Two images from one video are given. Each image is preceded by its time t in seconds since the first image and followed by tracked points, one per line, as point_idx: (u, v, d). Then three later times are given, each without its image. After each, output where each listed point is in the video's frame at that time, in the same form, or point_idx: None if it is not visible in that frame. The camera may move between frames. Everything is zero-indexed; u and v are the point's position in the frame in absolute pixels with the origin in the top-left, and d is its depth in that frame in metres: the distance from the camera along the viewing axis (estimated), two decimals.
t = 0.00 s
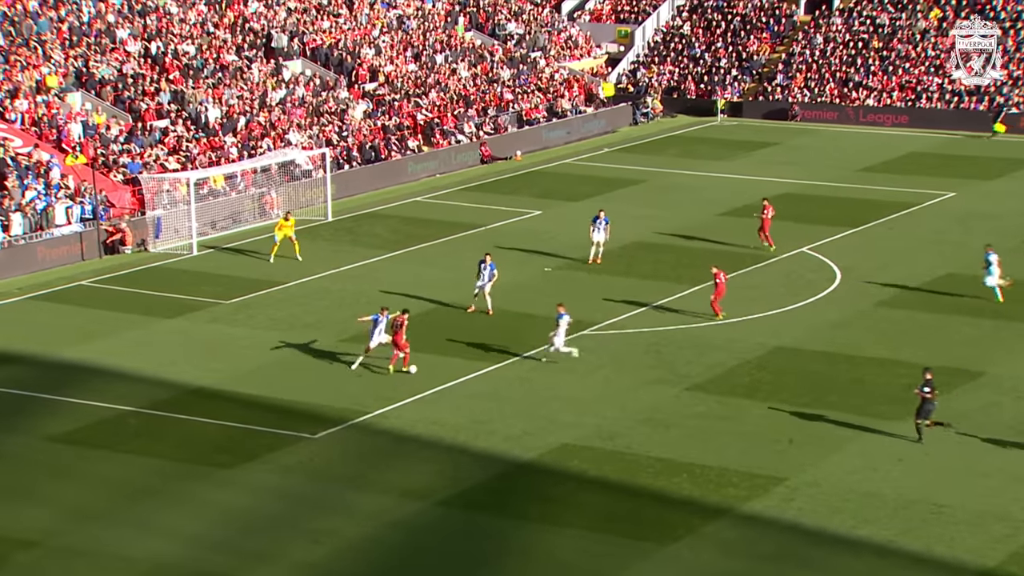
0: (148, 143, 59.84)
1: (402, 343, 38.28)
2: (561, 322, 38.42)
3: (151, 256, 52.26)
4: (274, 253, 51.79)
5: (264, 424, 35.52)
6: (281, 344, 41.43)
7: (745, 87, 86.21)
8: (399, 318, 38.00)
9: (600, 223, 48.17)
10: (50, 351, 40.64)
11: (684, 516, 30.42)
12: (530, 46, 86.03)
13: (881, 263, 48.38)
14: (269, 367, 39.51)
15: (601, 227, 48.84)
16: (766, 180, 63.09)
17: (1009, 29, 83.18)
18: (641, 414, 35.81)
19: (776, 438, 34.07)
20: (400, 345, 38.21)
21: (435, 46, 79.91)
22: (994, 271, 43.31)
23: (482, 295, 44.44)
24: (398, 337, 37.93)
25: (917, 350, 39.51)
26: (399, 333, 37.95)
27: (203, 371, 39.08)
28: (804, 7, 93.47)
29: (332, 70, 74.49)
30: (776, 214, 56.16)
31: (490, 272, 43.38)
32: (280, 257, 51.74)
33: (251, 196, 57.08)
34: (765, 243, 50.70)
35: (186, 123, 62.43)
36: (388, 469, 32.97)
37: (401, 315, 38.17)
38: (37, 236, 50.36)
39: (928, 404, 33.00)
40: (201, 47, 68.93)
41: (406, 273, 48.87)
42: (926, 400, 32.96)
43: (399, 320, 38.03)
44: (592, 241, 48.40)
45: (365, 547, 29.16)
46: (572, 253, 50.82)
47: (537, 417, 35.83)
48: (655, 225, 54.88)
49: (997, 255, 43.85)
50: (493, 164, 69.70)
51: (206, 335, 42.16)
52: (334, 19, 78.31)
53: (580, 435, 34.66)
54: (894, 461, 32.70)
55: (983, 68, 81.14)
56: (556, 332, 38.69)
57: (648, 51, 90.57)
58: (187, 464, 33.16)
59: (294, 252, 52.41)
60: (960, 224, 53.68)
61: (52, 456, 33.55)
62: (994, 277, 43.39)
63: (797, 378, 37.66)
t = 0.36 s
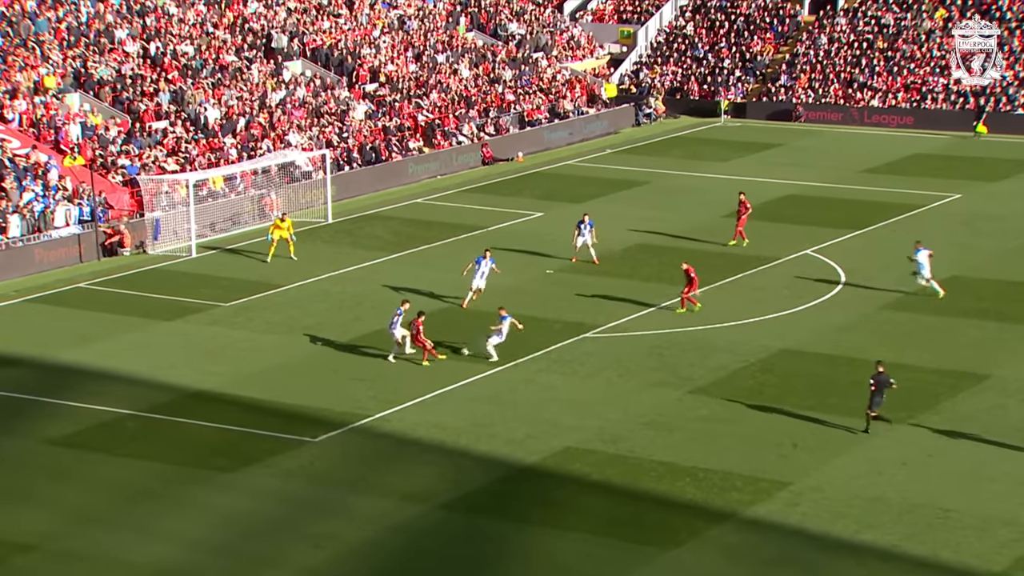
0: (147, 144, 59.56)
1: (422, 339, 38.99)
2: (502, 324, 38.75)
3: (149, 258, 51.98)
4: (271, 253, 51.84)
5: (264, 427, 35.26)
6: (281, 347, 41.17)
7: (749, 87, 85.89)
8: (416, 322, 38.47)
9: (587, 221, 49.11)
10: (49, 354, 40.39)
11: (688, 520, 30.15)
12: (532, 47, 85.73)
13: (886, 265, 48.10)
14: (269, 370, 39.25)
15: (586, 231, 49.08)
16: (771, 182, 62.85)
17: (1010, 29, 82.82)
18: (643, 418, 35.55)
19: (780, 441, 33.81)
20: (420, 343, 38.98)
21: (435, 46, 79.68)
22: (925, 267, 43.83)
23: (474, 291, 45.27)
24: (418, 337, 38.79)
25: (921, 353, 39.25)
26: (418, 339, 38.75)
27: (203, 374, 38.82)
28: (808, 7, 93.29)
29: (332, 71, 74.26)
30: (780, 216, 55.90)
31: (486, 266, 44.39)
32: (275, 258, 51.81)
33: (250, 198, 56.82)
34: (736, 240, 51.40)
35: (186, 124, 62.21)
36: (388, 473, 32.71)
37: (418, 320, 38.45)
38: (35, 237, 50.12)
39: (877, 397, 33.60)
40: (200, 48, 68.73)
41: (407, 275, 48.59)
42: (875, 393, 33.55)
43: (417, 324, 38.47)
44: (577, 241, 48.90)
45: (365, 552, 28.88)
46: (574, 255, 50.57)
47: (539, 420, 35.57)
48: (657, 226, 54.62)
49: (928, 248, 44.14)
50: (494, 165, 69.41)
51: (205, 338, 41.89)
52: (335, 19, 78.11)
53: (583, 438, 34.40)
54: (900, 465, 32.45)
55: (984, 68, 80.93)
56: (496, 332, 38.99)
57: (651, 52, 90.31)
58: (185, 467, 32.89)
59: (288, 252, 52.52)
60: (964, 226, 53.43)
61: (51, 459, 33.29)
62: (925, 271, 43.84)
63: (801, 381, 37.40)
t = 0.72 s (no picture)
0: (146, 146, 59.35)
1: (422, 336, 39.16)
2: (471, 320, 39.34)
3: (149, 261, 51.74)
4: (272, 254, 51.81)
5: (264, 431, 35.01)
6: (281, 350, 40.93)
7: (754, 88, 85.96)
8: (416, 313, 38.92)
9: (584, 224, 48.87)
10: (47, 357, 40.13)
11: (691, 524, 29.88)
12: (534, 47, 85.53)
13: (890, 268, 47.88)
14: (269, 373, 39.01)
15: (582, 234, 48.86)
16: (776, 184, 62.55)
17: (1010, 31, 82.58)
18: (646, 421, 35.30)
19: (784, 445, 33.56)
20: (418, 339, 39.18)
21: (436, 47, 79.50)
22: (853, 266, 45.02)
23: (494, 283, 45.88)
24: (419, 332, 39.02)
25: (926, 356, 39.00)
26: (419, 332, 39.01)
27: (202, 377, 38.57)
28: (813, 7, 93.12)
29: (333, 72, 74.07)
30: (783, 218, 55.66)
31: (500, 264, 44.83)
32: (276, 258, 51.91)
33: (250, 200, 56.54)
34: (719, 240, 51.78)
35: (185, 126, 62.00)
36: (390, 477, 32.45)
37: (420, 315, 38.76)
38: (33, 240, 49.86)
39: (841, 391, 33.92)
40: (200, 49, 68.47)
41: (408, 278, 48.37)
42: (840, 386, 33.86)
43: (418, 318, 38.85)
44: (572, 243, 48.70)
45: (367, 556, 28.62)
46: (577, 258, 50.32)
47: (541, 424, 35.33)
48: (660, 228, 54.42)
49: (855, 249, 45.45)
50: (495, 167, 69.19)
51: (205, 341, 41.64)
52: (336, 19, 77.87)
53: (585, 442, 34.14)
54: (905, 469, 32.19)
55: (985, 68, 80.69)
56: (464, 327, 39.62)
57: (653, 53, 90.00)
58: (185, 471, 32.63)
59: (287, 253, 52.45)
60: (969, 228, 53.19)
61: (49, 463, 33.03)
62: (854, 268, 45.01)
63: (805, 385, 37.15)
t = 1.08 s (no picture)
0: (150, 147, 59.17)
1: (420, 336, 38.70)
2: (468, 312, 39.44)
3: (152, 264, 51.50)
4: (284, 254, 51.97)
5: (268, 435, 34.72)
6: (285, 354, 40.66)
7: (763, 90, 85.85)
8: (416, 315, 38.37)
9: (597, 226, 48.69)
10: (49, 361, 39.88)
11: (699, 530, 29.57)
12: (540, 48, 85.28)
13: (899, 271, 47.55)
14: (272, 377, 38.73)
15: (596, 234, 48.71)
16: (785, 186, 62.25)
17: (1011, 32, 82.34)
18: (653, 426, 34.99)
19: (793, 450, 33.24)
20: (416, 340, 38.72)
21: (441, 48, 79.27)
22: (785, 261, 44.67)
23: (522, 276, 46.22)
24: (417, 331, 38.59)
25: (935, 360, 38.69)
26: (418, 330, 38.48)
27: (205, 381, 38.29)
28: (822, 8, 92.85)
29: (337, 73, 73.86)
30: (791, 220, 55.36)
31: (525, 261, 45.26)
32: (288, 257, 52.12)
33: (253, 201, 56.26)
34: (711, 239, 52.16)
35: (188, 128, 61.84)
36: (394, 482, 32.15)
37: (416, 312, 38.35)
38: (35, 242, 49.64)
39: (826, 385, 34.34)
40: (203, 49, 68.22)
41: (413, 281, 48.10)
42: (824, 380, 34.26)
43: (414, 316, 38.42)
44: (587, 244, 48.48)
45: (370, 562, 28.32)
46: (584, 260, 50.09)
47: (547, 429, 35.02)
48: (668, 231, 54.14)
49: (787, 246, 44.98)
50: (501, 169, 68.88)
51: (208, 345, 41.38)
52: (341, 20, 77.64)
53: (591, 447, 33.84)
54: (915, 475, 31.86)
55: (984, 68, 80.65)
56: (465, 321, 39.68)
57: (661, 54, 89.68)
58: (188, 476, 32.35)
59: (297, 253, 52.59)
60: (980, 231, 52.87)
61: (51, 468, 32.77)
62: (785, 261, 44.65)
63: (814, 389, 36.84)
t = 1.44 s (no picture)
0: (157, 149, 58.84)
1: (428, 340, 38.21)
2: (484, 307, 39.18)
3: (159, 267, 51.18)
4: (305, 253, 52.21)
5: (276, 441, 34.31)
6: (294, 358, 40.27)
7: (779, 90, 85.31)
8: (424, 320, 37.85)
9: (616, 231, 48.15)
10: (56, 366, 39.52)
11: (714, 537, 29.09)
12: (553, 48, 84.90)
13: (915, 274, 47.08)
14: (281, 381, 38.34)
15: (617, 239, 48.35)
16: (800, 188, 61.80)
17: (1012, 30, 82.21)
18: (667, 432, 34.53)
19: (809, 457, 32.76)
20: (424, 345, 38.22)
21: (452, 49, 78.92)
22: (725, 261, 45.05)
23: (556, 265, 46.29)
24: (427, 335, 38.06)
25: (952, 365, 38.20)
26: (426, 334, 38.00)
27: (214, 386, 37.91)
28: (838, 8, 92.35)
29: (347, 74, 73.56)
30: (805, 223, 54.91)
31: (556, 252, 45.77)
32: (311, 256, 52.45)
33: (262, 204, 55.93)
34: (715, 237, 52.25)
35: (197, 129, 61.53)
36: (405, 488, 31.72)
37: (424, 316, 37.76)
38: (41, 246, 49.30)
39: (831, 380, 34.19)
40: (211, 50, 67.92)
41: (424, 284, 47.73)
42: (827, 376, 34.15)
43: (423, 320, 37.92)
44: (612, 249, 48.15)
45: (379, 569, 27.88)
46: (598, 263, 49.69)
47: (559, 434, 34.57)
48: (683, 233, 53.72)
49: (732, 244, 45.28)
50: (512, 172, 68.49)
51: (216, 349, 41.01)
52: (351, 20, 77.34)
53: (604, 453, 33.38)
54: (933, 482, 31.36)
55: (984, 68, 80.37)
56: (483, 319, 39.40)
57: (675, 53, 89.34)
58: (195, 482, 31.95)
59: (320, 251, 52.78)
60: (1000, 234, 52.34)
61: (57, 474, 32.39)
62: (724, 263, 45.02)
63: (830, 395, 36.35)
